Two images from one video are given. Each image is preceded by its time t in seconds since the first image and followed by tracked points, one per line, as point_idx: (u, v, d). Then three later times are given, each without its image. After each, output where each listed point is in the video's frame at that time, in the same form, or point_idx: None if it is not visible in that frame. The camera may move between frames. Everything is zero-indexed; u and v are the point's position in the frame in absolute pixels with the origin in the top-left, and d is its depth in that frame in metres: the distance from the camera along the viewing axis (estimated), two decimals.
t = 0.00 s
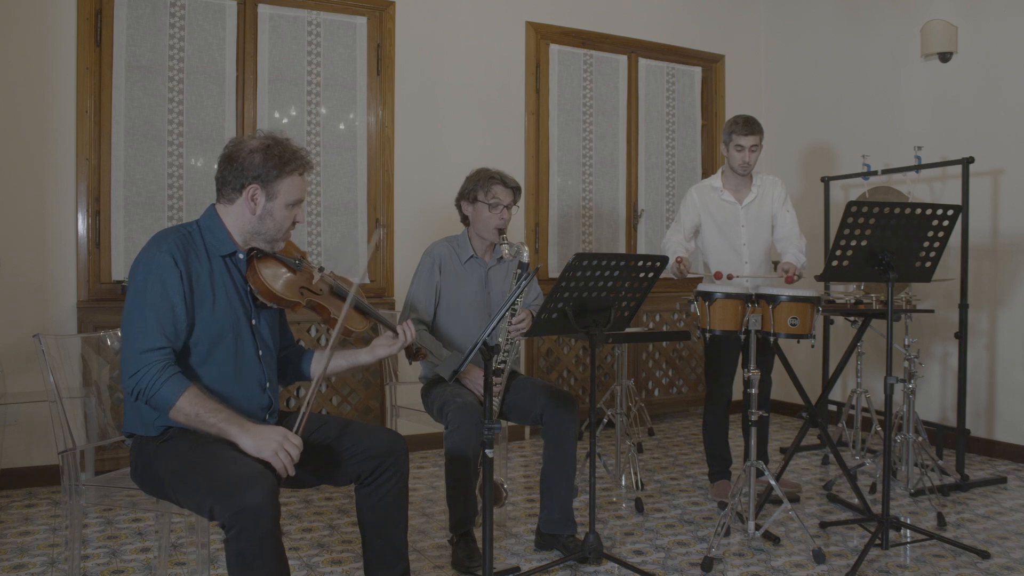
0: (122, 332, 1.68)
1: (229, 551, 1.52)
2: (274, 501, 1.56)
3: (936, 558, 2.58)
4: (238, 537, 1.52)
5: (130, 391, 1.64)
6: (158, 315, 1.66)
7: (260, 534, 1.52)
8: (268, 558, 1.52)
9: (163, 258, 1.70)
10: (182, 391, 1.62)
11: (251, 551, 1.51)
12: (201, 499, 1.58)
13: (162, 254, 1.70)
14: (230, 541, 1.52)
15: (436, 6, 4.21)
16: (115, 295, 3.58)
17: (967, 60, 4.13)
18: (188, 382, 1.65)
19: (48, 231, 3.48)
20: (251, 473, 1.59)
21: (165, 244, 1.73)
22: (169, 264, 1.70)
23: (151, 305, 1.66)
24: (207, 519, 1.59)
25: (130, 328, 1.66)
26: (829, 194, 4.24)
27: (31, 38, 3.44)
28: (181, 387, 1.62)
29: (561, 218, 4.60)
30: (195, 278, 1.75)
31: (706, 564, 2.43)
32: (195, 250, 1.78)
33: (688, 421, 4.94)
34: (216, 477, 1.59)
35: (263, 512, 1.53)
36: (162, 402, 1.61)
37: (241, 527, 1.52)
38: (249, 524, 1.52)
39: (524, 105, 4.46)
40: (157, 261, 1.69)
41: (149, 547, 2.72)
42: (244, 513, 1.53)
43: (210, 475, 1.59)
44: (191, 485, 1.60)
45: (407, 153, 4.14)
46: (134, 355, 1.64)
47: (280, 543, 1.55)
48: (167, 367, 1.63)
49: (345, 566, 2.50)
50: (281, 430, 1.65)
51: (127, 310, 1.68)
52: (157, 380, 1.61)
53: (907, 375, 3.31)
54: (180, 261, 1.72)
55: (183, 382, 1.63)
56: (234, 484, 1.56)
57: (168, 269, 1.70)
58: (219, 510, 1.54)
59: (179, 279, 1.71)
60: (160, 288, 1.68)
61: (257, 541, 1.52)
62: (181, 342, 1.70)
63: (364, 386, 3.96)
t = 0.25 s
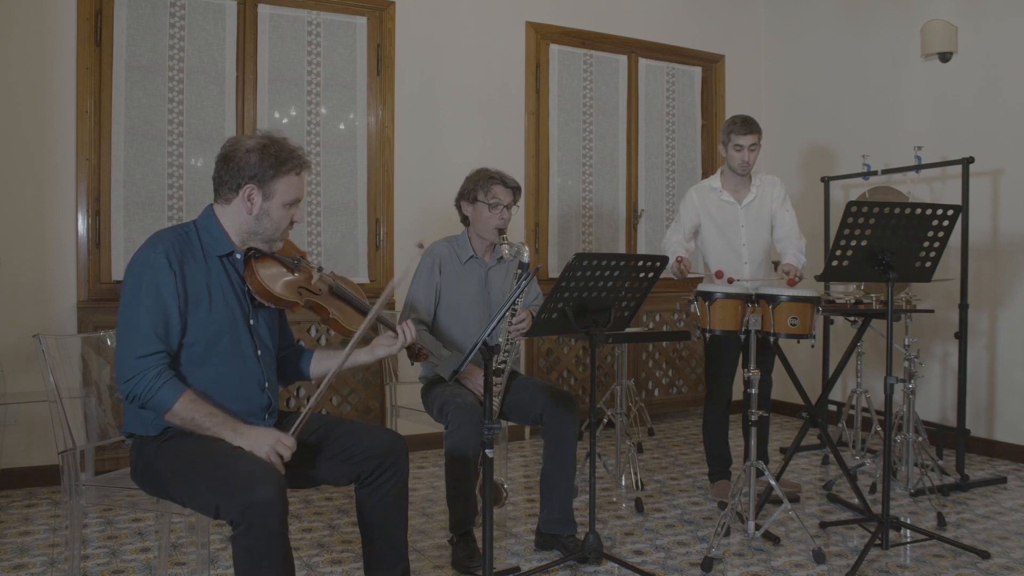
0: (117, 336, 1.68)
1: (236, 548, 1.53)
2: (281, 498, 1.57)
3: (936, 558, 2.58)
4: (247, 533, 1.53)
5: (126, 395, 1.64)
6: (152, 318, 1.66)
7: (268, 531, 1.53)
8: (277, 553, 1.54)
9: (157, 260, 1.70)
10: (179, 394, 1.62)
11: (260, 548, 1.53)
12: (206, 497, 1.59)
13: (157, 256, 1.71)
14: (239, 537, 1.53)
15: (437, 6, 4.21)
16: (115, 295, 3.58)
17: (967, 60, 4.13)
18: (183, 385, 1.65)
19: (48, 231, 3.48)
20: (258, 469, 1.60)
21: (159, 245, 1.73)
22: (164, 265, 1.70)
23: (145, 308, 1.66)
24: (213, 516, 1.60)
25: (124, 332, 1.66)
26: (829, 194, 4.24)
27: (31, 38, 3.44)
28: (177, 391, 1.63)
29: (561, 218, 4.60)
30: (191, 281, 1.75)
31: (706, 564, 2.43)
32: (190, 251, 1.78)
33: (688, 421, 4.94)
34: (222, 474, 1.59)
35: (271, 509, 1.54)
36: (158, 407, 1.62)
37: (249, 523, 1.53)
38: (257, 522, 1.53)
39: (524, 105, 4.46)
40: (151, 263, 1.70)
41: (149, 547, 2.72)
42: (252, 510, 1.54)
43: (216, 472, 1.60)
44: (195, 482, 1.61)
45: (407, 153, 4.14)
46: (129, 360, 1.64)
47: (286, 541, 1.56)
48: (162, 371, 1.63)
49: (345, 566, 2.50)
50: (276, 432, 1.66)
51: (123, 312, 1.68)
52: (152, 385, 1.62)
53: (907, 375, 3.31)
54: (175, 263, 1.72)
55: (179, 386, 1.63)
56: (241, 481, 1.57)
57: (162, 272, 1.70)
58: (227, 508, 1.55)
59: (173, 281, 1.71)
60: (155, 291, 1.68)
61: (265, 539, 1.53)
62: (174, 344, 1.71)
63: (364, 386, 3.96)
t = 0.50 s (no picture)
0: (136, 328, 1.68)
1: (237, 548, 1.53)
2: (281, 498, 1.57)
3: (936, 558, 2.58)
4: (248, 533, 1.53)
5: (168, 375, 1.65)
6: (167, 304, 1.67)
7: (268, 531, 1.53)
8: (278, 553, 1.54)
9: (158, 256, 1.72)
10: (217, 349, 1.64)
11: (260, 548, 1.53)
12: (207, 497, 1.59)
13: (157, 251, 1.72)
14: (240, 537, 1.53)
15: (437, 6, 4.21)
16: (115, 295, 3.58)
17: (967, 60, 4.13)
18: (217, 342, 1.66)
19: (48, 231, 3.48)
20: (258, 469, 1.60)
21: (157, 241, 1.74)
22: (170, 259, 1.72)
23: (156, 298, 1.67)
24: (213, 516, 1.60)
25: (142, 327, 1.67)
26: (829, 194, 4.24)
27: (31, 38, 3.44)
28: (214, 348, 1.64)
29: (561, 218, 4.60)
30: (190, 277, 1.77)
31: (706, 564, 2.43)
32: (188, 249, 1.79)
33: (688, 422, 4.94)
34: (222, 473, 1.59)
35: (272, 509, 1.54)
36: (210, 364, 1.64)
37: (250, 523, 1.53)
38: (258, 522, 1.53)
39: (524, 105, 4.46)
40: (155, 259, 1.71)
41: (149, 547, 2.72)
42: (253, 510, 1.54)
43: (216, 472, 1.60)
44: (195, 482, 1.61)
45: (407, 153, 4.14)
46: (156, 352, 1.65)
47: (287, 541, 1.56)
48: (192, 345, 1.65)
49: (345, 566, 2.50)
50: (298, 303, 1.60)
51: (132, 311, 1.70)
52: (195, 353, 1.64)
53: (907, 375, 3.31)
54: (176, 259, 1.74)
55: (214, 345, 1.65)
56: (241, 481, 1.57)
57: (167, 264, 1.71)
58: (227, 508, 1.55)
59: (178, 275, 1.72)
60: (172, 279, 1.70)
61: (265, 539, 1.53)
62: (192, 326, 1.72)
63: (364, 386, 3.96)
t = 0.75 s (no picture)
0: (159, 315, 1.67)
1: (238, 547, 1.53)
2: (282, 497, 1.57)
3: (936, 558, 2.58)
4: (248, 533, 1.53)
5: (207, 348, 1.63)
6: (184, 284, 1.67)
7: (269, 531, 1.53)
8: (279, 553, 1.54)
9: (163, 248, 1.71)
10: (249, 301, 1.66)
11: (261, 547, 1.53)
12: (207, 497, 1.59)
13: (163, 242, 1.72)
14: (240, 537, 1.53)
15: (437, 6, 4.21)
16: (115, 295, 3.58)
17: (967, 60, 4.13)
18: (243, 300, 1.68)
19: (48, 231, 3.48)
20: (259, 470, 1.60)
21: (159, 235, 1.74)
22: (173, 253, 1.71)
23: (172, 280, 1.67)
24: (214, 516, 1.60)
25: (168, 310, 1.66)
26: (829, 194, 4.24)
27: (31, 38, 3.44)
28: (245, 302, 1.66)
29: (561, 218, 4.60)
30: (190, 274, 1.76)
31: (706, 565, 2.43)
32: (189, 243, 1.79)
33: (688, 422, 4.94)
34: (222, 473, 1.59)
35: (272, 509, 1.54)
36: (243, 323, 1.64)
37: (251, 523, 1.53)
38: (258, 522, 1.53)
39: (524, 105, 4.46)
40: (162, 249, 1.71)
41: (149, 547, 2.72)
42: (254, 510, 1.54)
43: (216, 471, 1.60)
44: (196, 482, 1.61)
45: (408, 153, 4.14)
46: (189, 329, 1.63)
47: (287, 541, 1.56)
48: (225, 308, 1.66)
49: (345, 566, 2.50)
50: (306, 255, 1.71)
51: (151, 302, 1.68)
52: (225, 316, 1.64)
53: (907, 375, 3.31)
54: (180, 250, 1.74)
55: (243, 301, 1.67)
56: (241, 481, 1.57)
57: (175, 251, 1.71)
58: (228, 508, 1.55)
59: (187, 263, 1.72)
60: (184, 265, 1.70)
61: (266, 539, 1.53)
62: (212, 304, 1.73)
63: (364, 386, 3.96)
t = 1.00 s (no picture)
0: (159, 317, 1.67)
1: (238, 547, 1.53)
2: (283, 497, 1.57)
3: (936, 558, 2.58)
4: (248, 533, 1.53)
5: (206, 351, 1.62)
6: (183, 284, 1.67)
7: (269, 531, 1.53)
8: (278, 552, 1.54)
9: (163, 248, 1.71)
10: (244, 300, 1.66)
11: (261, 547, 1.53)
12: (207, 497, 1.59)
13: (163, 242, 1.72)
14: (240, 537, 1.53)
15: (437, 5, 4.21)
16: (115, 295, 3.58)
17: (967, 60, 4.13)
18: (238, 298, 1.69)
19: (48, 231, 3.48)
20: (259, 470, 1.60)
21: (159, 234, 1.74)
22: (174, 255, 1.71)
23: (171, 281, 1.67)
24: (214, 516, 1.60)
25: (169, 311, 1.66)
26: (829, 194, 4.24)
27: (31, 38, 3.44)
28: (240, 300, 1.67)
29: (561, 218, 4.60)
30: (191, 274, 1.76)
31: (706, 565, 2.43)
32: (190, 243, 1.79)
33: (688, 422, 4.94)
34: (223, 473, 1.59)
35: (272, 509, 1.54)
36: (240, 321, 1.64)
37: (251, 523, 1.53)
38: (258, 522, 1.53)
39: (524, 105, 4.46)
40: (162, 248, 1.71)
41: (149, 547, 2.72)
42: (254, 510, 1.54)
43: (216, 472, 1.60)
44: (196, 482, 1.61)
45: (407, 153, 4.14)
46: (187, 330, 1.63)
47: (288, 541, 1.56)
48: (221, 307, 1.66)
49: (345, 566, 2.50)
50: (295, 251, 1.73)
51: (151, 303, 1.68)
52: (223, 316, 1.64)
53: (907, 375, 3.31)
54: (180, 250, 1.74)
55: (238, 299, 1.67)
56: (242, 481, 1.57)
57: (175, 251, 1.71)
58: (228, 508, 1.55)
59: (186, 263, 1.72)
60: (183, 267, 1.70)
61: (266, 539, 1.53)
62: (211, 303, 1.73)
63: (364, 386, 3.96)
